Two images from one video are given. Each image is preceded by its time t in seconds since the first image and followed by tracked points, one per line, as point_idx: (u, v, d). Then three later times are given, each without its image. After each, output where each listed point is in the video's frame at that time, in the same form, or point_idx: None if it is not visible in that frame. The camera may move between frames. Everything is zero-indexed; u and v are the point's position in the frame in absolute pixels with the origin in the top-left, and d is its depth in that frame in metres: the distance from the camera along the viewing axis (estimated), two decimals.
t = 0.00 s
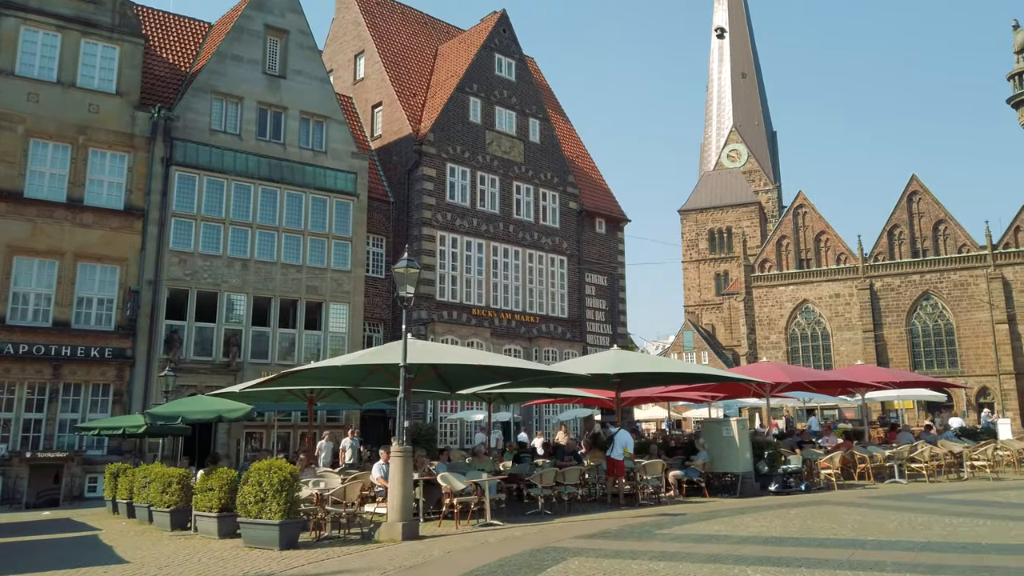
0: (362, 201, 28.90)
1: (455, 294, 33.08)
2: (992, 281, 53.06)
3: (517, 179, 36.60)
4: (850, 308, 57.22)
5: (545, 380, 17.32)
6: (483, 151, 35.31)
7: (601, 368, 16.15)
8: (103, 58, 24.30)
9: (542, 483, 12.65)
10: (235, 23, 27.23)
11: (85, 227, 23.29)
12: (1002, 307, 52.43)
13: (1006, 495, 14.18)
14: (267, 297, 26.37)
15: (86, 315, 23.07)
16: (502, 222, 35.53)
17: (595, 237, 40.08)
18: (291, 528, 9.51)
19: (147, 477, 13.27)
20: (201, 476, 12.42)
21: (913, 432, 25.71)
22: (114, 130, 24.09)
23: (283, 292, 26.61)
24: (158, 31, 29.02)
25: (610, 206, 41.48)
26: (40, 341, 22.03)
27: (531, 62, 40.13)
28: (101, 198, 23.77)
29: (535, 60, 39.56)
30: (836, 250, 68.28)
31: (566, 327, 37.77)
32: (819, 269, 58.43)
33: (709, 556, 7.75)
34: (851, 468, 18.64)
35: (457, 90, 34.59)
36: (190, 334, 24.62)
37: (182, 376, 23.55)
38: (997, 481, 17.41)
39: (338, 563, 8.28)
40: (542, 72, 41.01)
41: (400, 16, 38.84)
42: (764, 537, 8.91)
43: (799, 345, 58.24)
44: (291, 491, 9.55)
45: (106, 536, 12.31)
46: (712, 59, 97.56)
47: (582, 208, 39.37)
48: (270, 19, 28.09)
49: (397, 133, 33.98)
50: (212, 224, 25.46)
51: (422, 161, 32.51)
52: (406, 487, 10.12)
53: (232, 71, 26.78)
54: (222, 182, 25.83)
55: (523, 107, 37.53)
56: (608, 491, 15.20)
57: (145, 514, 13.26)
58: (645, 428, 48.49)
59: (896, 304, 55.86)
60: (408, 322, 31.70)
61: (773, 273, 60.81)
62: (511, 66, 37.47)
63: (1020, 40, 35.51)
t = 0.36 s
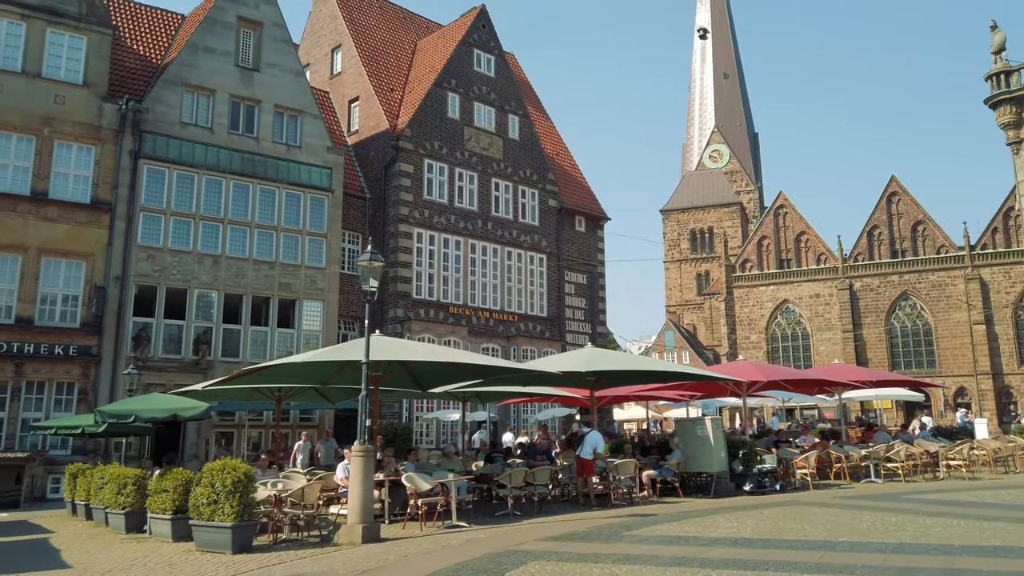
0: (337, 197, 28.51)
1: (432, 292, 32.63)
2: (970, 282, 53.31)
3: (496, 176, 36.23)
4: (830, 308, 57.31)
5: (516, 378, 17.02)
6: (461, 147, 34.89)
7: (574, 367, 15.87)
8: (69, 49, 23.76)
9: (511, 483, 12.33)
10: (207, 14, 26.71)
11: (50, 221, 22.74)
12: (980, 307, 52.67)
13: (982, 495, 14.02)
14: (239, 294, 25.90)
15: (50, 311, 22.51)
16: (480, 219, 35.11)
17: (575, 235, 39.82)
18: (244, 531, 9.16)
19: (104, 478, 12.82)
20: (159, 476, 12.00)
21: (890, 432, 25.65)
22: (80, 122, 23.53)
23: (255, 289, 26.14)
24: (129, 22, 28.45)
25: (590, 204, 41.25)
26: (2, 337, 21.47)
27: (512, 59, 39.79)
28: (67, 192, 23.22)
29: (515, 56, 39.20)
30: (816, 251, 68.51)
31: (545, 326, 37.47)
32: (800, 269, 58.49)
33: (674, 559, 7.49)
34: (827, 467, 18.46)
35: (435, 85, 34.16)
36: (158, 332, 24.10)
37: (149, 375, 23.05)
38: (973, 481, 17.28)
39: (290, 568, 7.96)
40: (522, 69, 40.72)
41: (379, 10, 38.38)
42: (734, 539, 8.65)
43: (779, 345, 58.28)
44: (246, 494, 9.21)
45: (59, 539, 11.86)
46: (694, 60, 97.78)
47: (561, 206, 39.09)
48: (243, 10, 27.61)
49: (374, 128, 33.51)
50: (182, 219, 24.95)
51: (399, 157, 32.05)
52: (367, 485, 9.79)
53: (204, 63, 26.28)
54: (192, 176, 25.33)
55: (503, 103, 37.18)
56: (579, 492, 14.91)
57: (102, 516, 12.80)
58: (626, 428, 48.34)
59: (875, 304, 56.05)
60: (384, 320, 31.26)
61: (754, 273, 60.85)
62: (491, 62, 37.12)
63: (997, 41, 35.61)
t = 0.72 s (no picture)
0: (305, 192, 28.04)
1: (403, 290, 32.20)
2: (940, 283, 53.76)
3: (469, 173, 35.85)
4: (803, 309, 57.54)
5: (482, 377, 16.72)
6: (434, 143, 34.45)
7: (539, 366, 15.60)
8: (27, 38, 23.17)
9: (472, 484, 12.04)
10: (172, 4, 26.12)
11: (5, 215, 22.16)
12: (950, 308, 53.12)
13: (948, 496, 13.91)
14: (203, 292, 25.37)
15: (5, 308, 21.91)
16: (452, 217, 34.68)
17: (549, 234, 39.56)
18: (186, 536, 8.88)
19: (49, 481, 12.37)
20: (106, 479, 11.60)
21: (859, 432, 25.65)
22: (39, 114, 22.97)
23: (221, 286, 25.62)
24: (93, 12, 27.77)
25: (564, 203, 41.03)
26: None
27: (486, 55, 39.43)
28: (23, 185, 22.63)
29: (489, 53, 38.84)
30: (790, 251, 68.88)
31: (518, 325, 37.17)
32: (773, 270, 58.67)
33: (631, 565, 7.24)
34: (796, 468, 18.35)
35: (407, 81, 33.70)
36: (119, 330, 23.54)
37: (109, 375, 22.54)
38: (940, 481, 17.22)
39: None
40: (496, 66, 40.41)
41: (352, 4, 37.87)
42: (695, 542, 8.43)
43: (753, 345, 58.46)
44: (191, 498, 8.99)
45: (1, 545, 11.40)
46: (671, 61, 98.11)
47: (534, 204, 38.81)
48: (209, 1, 27.04)
49: (345, 124, 33.01)
50: (144, 214, 24.39)
51: (369, 153, 31.57)
52: (319, 488, 9.50)
53: (168, 55, 25.70)
54: (156, 170, 24.76)
55: (476, 100, 36.82)
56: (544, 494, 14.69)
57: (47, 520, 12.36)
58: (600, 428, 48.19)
59: (847, 305, 56.36)
60: (353, 318, 30.80)
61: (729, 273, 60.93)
62: (464, 58, 36.73)
63: (967, 43, 35.81)
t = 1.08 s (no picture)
0: (277, 189, 27.54)
1: (376, 289, 31.76)
2: (917, 284, 53.99)
3: (445, 171, 35.45)
4: (782, 309, 57.57)
5: (451, 378, 16.37)
6: (409, 141, 34.03)
7: (508, 367, 15.27)
8: None
9: (436, 489, 11.68)
10: None
11: None
12: (926, 309, 53.40)
13: (922, 499, 13.73)
14: (171, 290, 24.83)
15: None
16: (428, 215, 34.27)
17: (526, 234, 39.24)
18: (128, 545, 8.52)
19: None
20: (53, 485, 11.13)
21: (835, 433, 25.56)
22: None
23: (189, 285, 25.10)
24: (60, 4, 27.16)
25: (542, 203, 40.73)
26: None
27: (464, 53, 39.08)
28: None
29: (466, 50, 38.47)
30: (769, 252, 69.02)
31: (495, 325, 36.82)
32: (753, 271, 58.62)
33: (590, 573, 6.94)
34: (770, 470, 18.16)
35: (383, 77, 33.27)
36: (82, 329, 22.99)
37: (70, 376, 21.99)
38: (914, 483, 17.07)
39: None
40: (474, 64, 40.08)
41: None
42: (659, 549, 8.16)
43: (732, 345, 58.42)
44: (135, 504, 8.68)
45: None
46: (652, 61, 98.25)
47: (512, 203, 38.48)
48: None
49: (318, 121, 32.53)
50: (109, 210, 23.84)
51: (343, 150, 31.11)
52: (272, 493, 9.09)
53: (135, 48, 25.15)
54: (122, 166, 24.21)
55: (453, 97, 36.44)
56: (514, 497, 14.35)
57: None
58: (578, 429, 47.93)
59: (825, 305, 56.48)
60: (326, 318, 30.32)
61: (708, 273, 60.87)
62: (441, 55, 36.36)
63: (943, 45, 35.90)
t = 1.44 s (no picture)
0: (255, 185, 27.11)
1: (358, 287, 31.35)
2: (903, 284, 53.96)
3: (428, 169, 35.06)
4: (768, 309, 57.43)
5: (426, 377, 16.02)
6: (391, 138, 33.63)
7: (484, 366, 14.93)
8: None
9: (406, 492, 11.33)
10: None
11: None
12: (912, 309, 53.42)
13: (905, 500, 13.47)
14: (146, 288, 24.36)
15: None
16: (410, 213, 33.88)
17: (511, 232, 38.89)
18: (75, 551, 8.25)
19: None
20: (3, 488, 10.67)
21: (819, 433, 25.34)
22: None
23: (164, 283, 24.64)
24: None
25: (527, 201, 40.39)
26: None
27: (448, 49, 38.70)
28: None
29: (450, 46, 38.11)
30: (756, 252, 68.97)
31: (479, 324, 36.45)
32: (739, 270, 58.47)
33: None
34: (752, 471, 17.91)
35: (364, 73, 32.86)
36: (53, 327, 22.49)
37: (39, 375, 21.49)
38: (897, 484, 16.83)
39: None
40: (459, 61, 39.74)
41: None
42: (629, 554, 7.85)
43: (719, 345, 58.28)
44: (85, 508, 8.47)
45: None
46: (640, 61, 98.16)
47: (496, 201, 38.13)
48: None
49: (299, 116, 32.08)
50: (82, 206, 23.36)
51: (323, 146, 30.68)
52: (229, 497, 8.74)
53: (110, 40, 24.67)
54: (95, 161, 23.72)
55: (436, 94, 36.05)
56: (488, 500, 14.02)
57: None
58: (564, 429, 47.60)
59: (812, 305, 56.38)
60: (306, 317, 29.88)
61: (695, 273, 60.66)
62: (424, 51, 35.97)
63: (929, 44, 35.79)
